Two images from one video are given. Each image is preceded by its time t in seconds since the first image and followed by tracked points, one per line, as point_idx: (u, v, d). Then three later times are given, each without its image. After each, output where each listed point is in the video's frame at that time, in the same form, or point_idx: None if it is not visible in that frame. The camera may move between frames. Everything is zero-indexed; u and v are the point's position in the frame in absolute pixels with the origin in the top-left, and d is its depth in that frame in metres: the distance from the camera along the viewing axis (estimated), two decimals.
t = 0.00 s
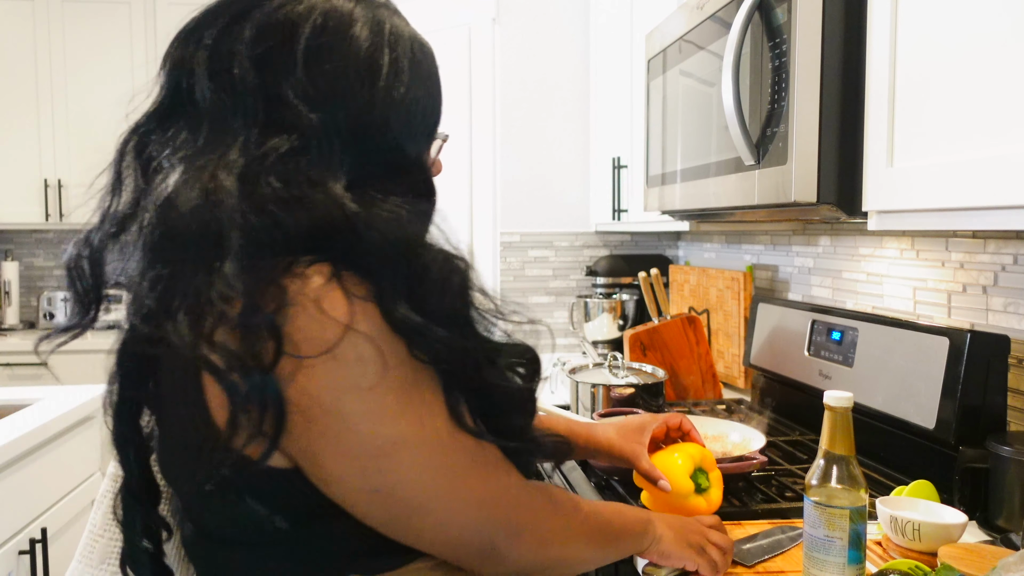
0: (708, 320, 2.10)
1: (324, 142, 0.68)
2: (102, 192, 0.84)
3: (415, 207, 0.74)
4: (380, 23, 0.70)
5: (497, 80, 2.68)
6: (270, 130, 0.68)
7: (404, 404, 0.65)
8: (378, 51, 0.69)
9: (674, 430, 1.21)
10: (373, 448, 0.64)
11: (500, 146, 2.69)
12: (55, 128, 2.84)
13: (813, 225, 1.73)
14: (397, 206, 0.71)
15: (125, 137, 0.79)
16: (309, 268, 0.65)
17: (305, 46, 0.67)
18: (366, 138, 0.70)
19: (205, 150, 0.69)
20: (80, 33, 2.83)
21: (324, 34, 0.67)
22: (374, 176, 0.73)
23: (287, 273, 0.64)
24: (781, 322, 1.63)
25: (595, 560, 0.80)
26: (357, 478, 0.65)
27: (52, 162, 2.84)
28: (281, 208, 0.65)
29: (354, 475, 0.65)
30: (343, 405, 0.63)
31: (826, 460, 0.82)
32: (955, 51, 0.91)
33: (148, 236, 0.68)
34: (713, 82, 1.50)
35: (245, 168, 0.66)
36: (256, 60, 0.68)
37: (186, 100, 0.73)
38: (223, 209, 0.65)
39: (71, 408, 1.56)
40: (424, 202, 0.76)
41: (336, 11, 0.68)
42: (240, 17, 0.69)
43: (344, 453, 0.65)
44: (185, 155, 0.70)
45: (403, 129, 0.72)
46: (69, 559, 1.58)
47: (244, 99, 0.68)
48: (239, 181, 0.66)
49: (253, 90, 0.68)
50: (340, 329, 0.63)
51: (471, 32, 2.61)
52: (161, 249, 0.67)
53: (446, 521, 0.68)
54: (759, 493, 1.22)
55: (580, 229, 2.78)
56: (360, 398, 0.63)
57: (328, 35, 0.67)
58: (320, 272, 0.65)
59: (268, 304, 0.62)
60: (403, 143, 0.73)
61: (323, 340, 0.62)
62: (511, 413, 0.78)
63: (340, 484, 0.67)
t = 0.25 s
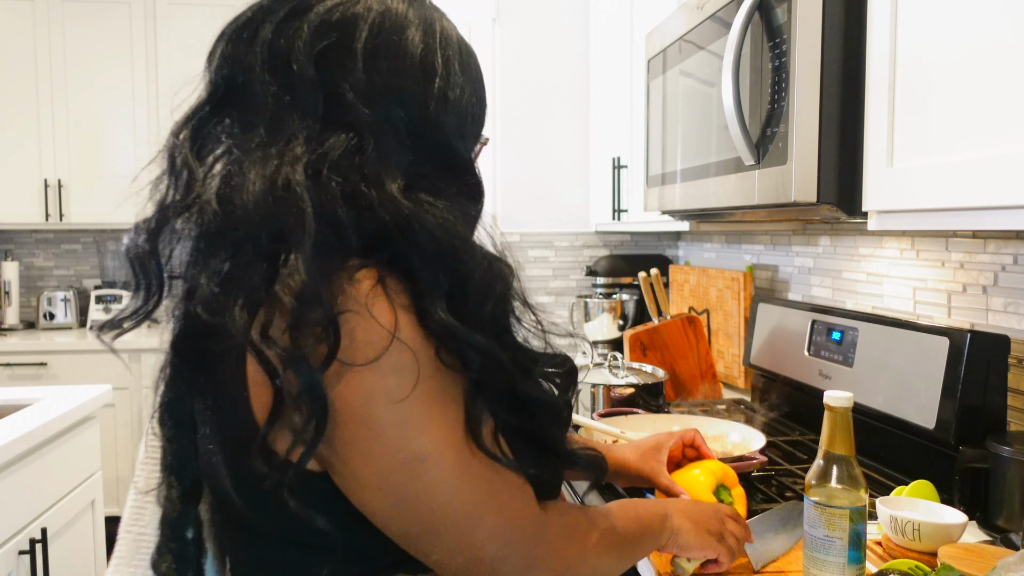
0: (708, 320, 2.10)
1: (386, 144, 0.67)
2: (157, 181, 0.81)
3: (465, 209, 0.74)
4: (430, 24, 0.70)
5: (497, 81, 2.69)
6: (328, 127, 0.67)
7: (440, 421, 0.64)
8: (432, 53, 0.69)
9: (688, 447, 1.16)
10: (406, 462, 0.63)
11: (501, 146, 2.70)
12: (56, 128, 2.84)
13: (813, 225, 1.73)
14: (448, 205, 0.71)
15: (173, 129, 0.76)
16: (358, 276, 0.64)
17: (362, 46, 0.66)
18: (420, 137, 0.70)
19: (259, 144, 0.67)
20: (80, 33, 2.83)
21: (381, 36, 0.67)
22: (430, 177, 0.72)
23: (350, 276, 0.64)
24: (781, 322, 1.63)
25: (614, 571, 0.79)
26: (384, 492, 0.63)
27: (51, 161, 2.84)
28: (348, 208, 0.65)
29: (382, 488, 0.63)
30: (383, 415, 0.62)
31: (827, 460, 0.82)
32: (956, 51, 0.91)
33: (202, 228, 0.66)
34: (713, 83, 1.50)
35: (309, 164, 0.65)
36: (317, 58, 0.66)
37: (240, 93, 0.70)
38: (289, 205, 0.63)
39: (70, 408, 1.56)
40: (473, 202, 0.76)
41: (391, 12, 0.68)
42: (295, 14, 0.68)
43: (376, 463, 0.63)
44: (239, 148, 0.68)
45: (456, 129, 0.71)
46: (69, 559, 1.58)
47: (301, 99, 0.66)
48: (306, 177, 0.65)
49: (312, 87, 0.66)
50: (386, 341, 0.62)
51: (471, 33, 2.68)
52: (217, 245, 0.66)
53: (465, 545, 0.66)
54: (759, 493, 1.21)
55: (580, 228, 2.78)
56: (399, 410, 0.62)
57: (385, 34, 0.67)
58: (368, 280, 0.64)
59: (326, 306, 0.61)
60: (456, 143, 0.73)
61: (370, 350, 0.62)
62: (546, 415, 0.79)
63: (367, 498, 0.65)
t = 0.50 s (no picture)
0: (708, 320, 2.10)
1: (392, 144, 0.68)
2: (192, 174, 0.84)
3: (474, 212, 0.73)
4: (449, 35, 0.70)
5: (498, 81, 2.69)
6: (341, 130, 0.68)
7: (401, 418, 0.62)
8: (448, 63, 0.70)
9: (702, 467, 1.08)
10: (354, 450, 0.61)
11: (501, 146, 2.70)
12: (56, 129, 2.84)
13: (813, 225, 1.73)
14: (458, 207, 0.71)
15: (210, 127, 0.78)
16: (346, 269, 0.64)
17: (380, 53, 0.67)
18: (431, 141, 0.71)
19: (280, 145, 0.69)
20: (80, 33, 2.83)
21: (399, 44, 0.68)
22: (435, 178, 0.71)
23: (340, 268, 0.64)
24: (781, 322, 1.63)
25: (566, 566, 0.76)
26: (330, 475, 0.63)
27: (51, 161, 2.84)
28: (343, 204, 0.66)
29: (329, 470, 0.63)
30: (340, 400, 0.61)
31: (827, 461, 0.82)
32: (956, 51, 0.91)
33: (225, 223, 0.70)
34: (714, 83, 1.50)
35: (316, 162, 0.67)
36: (336, 63, 0.67)
37: (269, 97, 0.73)
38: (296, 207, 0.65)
39: (70, 408, 1.56)
40: (483, 205, 0.76)
41: (411, 23, 0.69)
42: (324, 21, 0.69)
43: (327, 447, 0.62)
44: (260, 147, 0.70)
45: (468, 134, 0.72)
46: (69, 559, 1.58)
47: (319, 102, 0.68)
48: (313, 175, 0.66)
49: (330, 91, 0.67)
50: (357, 333, 0.61)
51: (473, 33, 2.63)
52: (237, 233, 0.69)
53: (397, 548, 0.62)
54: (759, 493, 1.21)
55: (580, 228, 2.78)
56: (357, 399, 0.61)
57: (402, 42, 0.68)
58: (354, 274, 0.64)
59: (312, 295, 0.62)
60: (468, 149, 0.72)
61: (342, 340, 0.61)
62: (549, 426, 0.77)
63: (319, 481, 0.64)
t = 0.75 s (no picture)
0: (708, 320, 2.10)
1: (391, 145, 0.67)
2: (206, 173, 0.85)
3: (476, 214, 0.73)
4: (453, 44, 0.70)
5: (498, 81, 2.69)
6: (343, 132, 0.69)
7: (381, 413, 0.62)
8: (450, 71, 0.70)
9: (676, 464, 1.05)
10: (332, 440, 0.62)
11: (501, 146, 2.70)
12: (56, 129, 2.84)
13: (813, 225, 1.73)
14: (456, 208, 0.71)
15: (225, 132, 0.79)
16: (337, 266, 0.65)
17: (383, 59, 0.68)
18: (431, 143, 0.71)
19: (285, 145, 0.70)
20: (80, 32, 2.83)
21: (402, 51, 0.68)
22: (432, 178, 0.71)
23: (332, 263, 0.65)
24: (781, 323, 1.63)
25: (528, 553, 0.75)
26: (307, 461, 0.63)
27: (51, 161, 2.84)
28: (337, 201, 0.66)
29: (306, 457, 0.63)
30: (321, 390, 0.61)
31: (826, 460, 0.82)
32: (956, 51, 0.91)
33: (235, 223, 0.71)
34: (714, 83, 1.50)
35: (316, 162, 0.67)
36: (339, 67, 0.68)
37: (279, 101, 0.73)
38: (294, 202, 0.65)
39: (70, 408, 1.56)
40: (483, 207, 0.75)
41: (415, 31, 0.69)
42: (332, 28, 0.69)
43: (307, 436, 0.62)
44: (268, 147, 0.70)
45: (468, 137, 0.72)
46: (69, 559, 1.58)
47: (322, 106, 0.68)
48: (312, 175, 0.67)
49: (334, 93, 0.68)
50: (342, 327, 0.62)
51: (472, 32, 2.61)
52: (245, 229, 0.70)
53: (366, 538, 0.63)
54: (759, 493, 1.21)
55: (580, 228, 2.78)
56: (338, 390, 0.61)
57: (406, 49, 0.68)
58: (345, 270, 0.64)
59: (302, 288, 0.62)
60: (468, 151, 0.72)
61: (328, 334, 0.62)
62: (543, 422, 0.77)
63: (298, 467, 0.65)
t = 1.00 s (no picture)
0: (708, 320, 2.10)
1: (394, 144, 0.68)
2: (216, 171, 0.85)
3: (477, 212, 0.73)
4: (457, 48, 0.70)
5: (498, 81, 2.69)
6: (348, 131, 0.69)
7: (379, 401, 0.62)
8: (453, 74, 0.70)
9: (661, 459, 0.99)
10: (329, 427, 0.61)
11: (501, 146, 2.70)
12: (56, 129, 2.84)
13: (813, 225, 1.73)
14: (456, 207, 0.71)
15: (236, 130, 0.79)
16: (338, 259, 0.65)
17: (389, 62, 0.68)
18: (435, 144, 0.71)
19: (291, 143, 0.70)
20: (81, 32, 2.83)
21: (407, 55, 0.68)
22: (433, 176, 0.72)
23: (333, 256, 0.65)
24: (781, 323, 1.63)
25: (518, 550, 0.74)
26: (303, 447, 0.63)
27: (51, 161, 2.84)
28: (339, 196, 0.66)
29: (302, 442, 0.63)
30: (319, 377, 0.61)
31: (826, 460, 0.82)
32: (956, 52, 0.91)
33: (241, 218, 0.71)
34: (714, 83, 1.50)
35: (320, 159, 0.67)
36: (345, 68, 0.68)
37: (288, 101, 0.73)
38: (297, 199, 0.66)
39: (70, 408, 1.56)
40: (486, 206, 0.75)
41: (420, 35, 0.69)
42: (340, 33, 0.69)
43: (304, 423, 0.62)
44: (275, 145, 0.71)
45: (472, 138, 0.72)
46: (69, 559, 1.58)
47: (329, 107, 0.69)
48: (316, 173, 0.67)
49: (340, 94, 0.68)
50: (342, 316, 0.62)
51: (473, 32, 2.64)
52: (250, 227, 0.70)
53: (360, 525, 0.62)
54: (759, 493, 1.21)
55: (580, 228, 2.79)
56: (336, 378, 0.61)
57: (411, 52, 0.68)
58: (346, 262, 0.65)
59: (303, 280, 0.63)
60: (470, 152, 0.72)
61: (328, 323, 0.62)
62: (540, 416, 0.77)
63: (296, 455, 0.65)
